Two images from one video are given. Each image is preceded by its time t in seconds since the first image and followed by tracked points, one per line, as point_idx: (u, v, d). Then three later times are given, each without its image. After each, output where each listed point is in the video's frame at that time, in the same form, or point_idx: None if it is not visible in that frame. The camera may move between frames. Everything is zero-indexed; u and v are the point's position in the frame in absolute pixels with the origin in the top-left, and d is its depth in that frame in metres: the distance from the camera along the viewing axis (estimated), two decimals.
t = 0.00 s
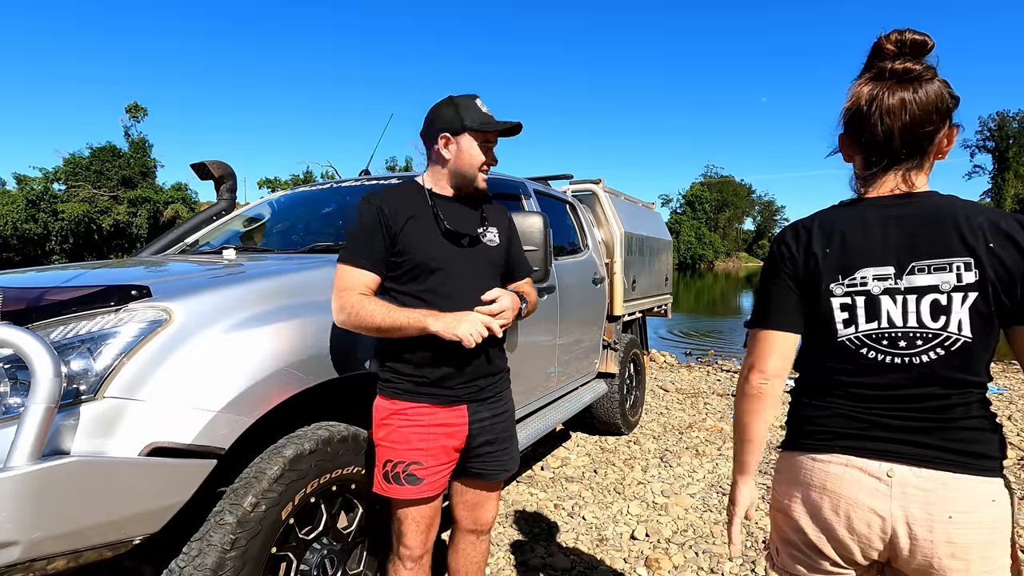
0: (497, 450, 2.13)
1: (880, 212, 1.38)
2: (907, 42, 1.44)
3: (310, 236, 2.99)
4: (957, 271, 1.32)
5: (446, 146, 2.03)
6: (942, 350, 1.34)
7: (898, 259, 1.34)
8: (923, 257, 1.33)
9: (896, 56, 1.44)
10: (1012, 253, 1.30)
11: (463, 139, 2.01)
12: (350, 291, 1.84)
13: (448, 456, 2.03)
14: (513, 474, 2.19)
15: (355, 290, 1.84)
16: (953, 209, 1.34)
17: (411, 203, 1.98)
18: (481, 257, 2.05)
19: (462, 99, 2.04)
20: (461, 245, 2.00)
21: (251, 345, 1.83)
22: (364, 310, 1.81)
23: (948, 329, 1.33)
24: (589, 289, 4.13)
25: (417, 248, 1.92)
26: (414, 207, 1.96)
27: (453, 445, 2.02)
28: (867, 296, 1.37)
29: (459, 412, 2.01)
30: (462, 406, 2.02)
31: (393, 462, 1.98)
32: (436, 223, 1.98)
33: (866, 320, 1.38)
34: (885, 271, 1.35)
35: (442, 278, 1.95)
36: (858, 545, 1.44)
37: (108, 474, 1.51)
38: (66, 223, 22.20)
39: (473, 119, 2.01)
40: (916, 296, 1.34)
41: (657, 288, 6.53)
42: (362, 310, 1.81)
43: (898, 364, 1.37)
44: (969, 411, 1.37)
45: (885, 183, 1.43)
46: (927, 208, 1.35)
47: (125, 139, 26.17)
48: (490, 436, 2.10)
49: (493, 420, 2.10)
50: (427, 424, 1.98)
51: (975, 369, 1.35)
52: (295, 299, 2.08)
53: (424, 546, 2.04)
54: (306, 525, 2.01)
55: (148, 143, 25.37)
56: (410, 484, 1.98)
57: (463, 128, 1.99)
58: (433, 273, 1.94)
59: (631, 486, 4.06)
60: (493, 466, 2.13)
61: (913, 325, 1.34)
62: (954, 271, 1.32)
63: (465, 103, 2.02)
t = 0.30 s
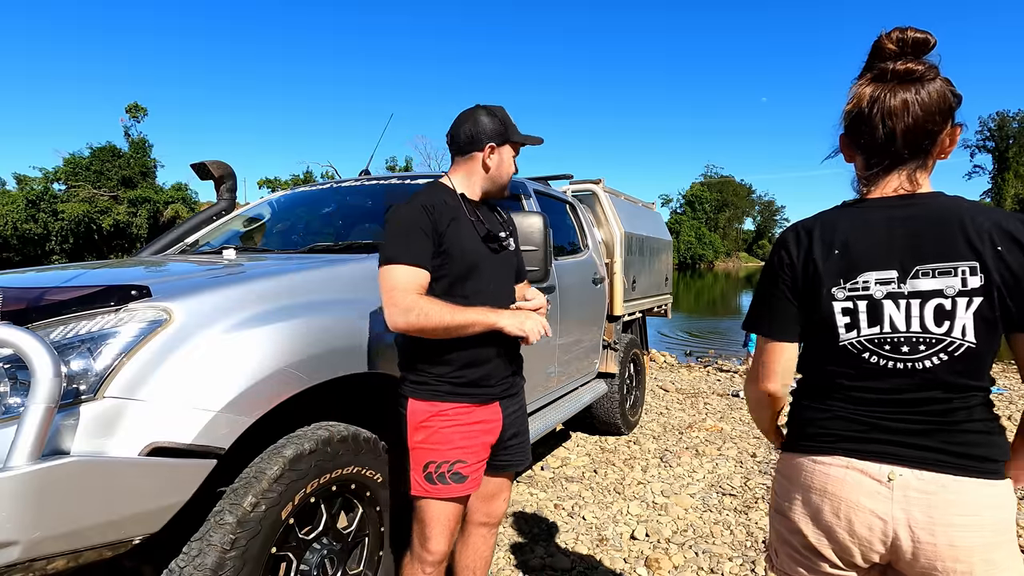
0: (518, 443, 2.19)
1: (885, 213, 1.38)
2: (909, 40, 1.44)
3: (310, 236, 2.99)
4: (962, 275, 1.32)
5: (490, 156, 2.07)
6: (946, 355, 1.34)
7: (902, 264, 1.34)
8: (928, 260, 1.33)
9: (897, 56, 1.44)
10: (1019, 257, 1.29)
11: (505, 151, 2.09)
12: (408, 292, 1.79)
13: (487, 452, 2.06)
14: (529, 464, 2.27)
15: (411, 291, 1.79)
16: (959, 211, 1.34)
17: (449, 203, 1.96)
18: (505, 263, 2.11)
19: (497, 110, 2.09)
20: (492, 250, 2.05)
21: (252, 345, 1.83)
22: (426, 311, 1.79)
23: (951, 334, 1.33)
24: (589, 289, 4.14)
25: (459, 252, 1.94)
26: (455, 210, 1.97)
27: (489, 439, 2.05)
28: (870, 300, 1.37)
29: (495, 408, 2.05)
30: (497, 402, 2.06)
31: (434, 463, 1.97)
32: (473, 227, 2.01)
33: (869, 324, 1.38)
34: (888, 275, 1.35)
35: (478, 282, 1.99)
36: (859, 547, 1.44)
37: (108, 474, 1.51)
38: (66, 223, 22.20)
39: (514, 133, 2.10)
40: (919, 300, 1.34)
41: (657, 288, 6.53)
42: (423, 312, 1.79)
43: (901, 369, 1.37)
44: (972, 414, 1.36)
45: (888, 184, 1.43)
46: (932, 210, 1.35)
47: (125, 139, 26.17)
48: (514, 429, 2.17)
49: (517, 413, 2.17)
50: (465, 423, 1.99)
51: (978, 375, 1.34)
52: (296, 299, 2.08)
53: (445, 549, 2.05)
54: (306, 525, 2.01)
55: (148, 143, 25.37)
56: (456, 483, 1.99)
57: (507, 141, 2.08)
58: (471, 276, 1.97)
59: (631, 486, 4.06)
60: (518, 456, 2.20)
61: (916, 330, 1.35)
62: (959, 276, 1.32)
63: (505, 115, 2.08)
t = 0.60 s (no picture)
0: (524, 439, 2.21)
1: (885, 216, 1.38)
2: (918, 32, 1.44)
3: (310, 236, 2.99)
4: (961, 282, 1.31)
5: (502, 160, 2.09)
6: (941, 362, 1.33)
7: (900, 270, 1.34)
8: (925, 266, 1.32)
9: (907, 48, 1.44)
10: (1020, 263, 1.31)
11: (516, 156, 2.12)
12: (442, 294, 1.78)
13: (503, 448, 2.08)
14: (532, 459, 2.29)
15: (446, 292, 1.79)
16: (963, 213, 1.33)
17: (466, 205, 1.96)
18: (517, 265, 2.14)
19: (507, 114, 2.11)
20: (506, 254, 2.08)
21: (252, 346, 1.83)
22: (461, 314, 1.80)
23: (947, 342, 1.33)
24: (589, 289, 4.14)
25: (479, 255, 1.96)
26: (473, 213, 1.98)
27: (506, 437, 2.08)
28: (864, 306, 1.37)
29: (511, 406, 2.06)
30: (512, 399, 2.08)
31: (458, 461, 1.98)
32: (490, 230, 2.02)
33: (863, 330, 1.38)
34: (883, 281, 1.35)
35: (496, 285, 2.01)
36: (851, 548, 1.44)
37: (108, 474, 1.51)
38: (66, 223, 22.20)
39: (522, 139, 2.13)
40: (916, 307, 1.33)
41: (657, 288, 6.53)
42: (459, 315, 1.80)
43: (895, 375, 1.37)
44: (969, 418, 1.36)
45: (891, 180, 1.43)
46: (932, 213, 1.34)
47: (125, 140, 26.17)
48: (523, 424, 2.19)
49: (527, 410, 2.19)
50: (485, 421, 2.00)
51: (975, 381, 1.34)
52: (295, 299, 2.08)
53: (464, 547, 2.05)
54: (305, 524, 2.01)
55: (148, 143, 25.37)
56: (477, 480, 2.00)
57: (519, 145, 2.11)
58: (490, 278, 1.99)
59: (631, 486, 4.06)
60: (524, 453, 2.22)
61: (912, 337, 1.34)
62: (958, 283, 1.31)
63: (516, 121, 2.11)
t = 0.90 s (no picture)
0: (513, 440, 2.21)
1: (874, 217, 1.38)
2: (896, 38, 1.44)
3: (309, 236, 2.99)
4: (953, 279, 1.31)
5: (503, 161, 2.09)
6: (940, 359, 1.34)
7: (893, 269, 1.34)
8: (918, 265, 1.32)
9: (886, 53, 1.44)
10: (1010, 260, 1.30)
11: (517, 157, 2.12)
12: (428, 291, 1.78)
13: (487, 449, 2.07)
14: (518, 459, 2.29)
15: (434, 291, 1.79)
16: (948, 213, 1.34)
17: (465, 205, 1.97)
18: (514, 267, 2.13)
19: (508, 115, 2.11)
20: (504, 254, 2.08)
21: (252, 346, 1.84)
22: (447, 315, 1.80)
23: (944, 339, 1.33)
24: (589, 289, 4.14)
25: (476, 254, 1.96)
26: (471, 212, 1.97)
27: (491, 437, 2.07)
28: (862, 307, 1.37)
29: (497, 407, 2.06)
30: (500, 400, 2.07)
31: (440, 460, 1.97)
32: (488, 230, 2.02)
33: (862, 332, 1.38)
34: (879, 282, 1.35)
35: (490, 285, 2.01)
36: (855, 550, 1.44)
37: (108, 474, 1.51)
38: (66, 223, 22.21)
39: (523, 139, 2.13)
40: (911, 305, 1.34)
41: (658, 287, 6.53)
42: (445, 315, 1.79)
43: (896, 376, 1.37)
44: (970, 418, 1.36)
45: (873, 183, 1.44)
46: (921, 212, 1.35)
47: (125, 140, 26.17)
48: (509, 425, 2.19)
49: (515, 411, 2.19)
50: (470, 420, 1.99)
51: (973, 377, 1.35)
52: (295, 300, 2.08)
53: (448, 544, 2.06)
54: (305, 524, 2.01)
55: (148, 143, 25.36)
56: (460, 479, 1.99)
57: (521, 146, 2.11)
58: (485, 278, 1.99)
59: (631, 486, 4.06)
60: (510, 453, 2.21)
61: (909, 336, 1.35)
62: (950, 279, 1.31)
63: (517, 121, 2.11)
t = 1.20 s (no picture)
0: (504, 443, 2.20)
1: (874, 216, 1.38)
2: (885, 41, 1.44)
3: (309, 236, 2.99)
4: (952, 276, 1.32)
5: (504, 165, 2.08)
6: (940, 356, 1.34)
7: (894, 267, 1.34)
8: (917, 263, 1.33)
9: (875, 57, 1.44)
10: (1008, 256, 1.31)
11: (519, 162, 2.11)
12: (408, 292, 1.79)
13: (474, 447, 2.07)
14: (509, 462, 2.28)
15: (413, 291, 1.79)
16: (948, 212, 1.34)
17: (458, 207, 1.97)
18: (510, 268, 2.13)
19: (515, 119, 2.11)
20: (500, 255, 2.07)
21: (252, 345, 1.83)
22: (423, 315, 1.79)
23: (945, 335, 1.34)
24: (589, 289, 4.14)
25: (469, 254, 1.96)
26: (465, 213, 1.98)
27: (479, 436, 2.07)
28: (865, 304, 1.37)
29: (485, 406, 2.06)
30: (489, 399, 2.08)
31: (427, 456, 1.97)
32: (482, 231, 2.02)
33: (864, 329, 1.38)
34: (881, 279, 1.35)
35: (483, 285, 2.01)
36: (855, 551, 1.44)
37: (107, 474, 1.51)
38: (67, 223, 22.21)
39: (527, 144, 2.12)
40: (912, 302, 1.34)
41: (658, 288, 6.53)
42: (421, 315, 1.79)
43: (897, 372, 1.37)
44: (963, 417, 1.39)
45: (869, 185, 1.44)
46: (920, 212, 1.35)
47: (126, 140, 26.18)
48: (501, 425, 2.18)
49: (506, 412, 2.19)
50: (457, 418, 1.99)
51: (968, 376, 1.36)
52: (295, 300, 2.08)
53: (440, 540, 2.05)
54: (305, 524, 2.01)
55: (148, 143, 25.36)
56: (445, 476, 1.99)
57: (523, 151, 2.10)
58: (477, 278, 1.99)
59: (631, 486, 4.06)
60: (503, 454, 2.21)
61: (910, 333, 1.35)
62: (950, 276, 1.32)
63: (522, 124, 2.11)
